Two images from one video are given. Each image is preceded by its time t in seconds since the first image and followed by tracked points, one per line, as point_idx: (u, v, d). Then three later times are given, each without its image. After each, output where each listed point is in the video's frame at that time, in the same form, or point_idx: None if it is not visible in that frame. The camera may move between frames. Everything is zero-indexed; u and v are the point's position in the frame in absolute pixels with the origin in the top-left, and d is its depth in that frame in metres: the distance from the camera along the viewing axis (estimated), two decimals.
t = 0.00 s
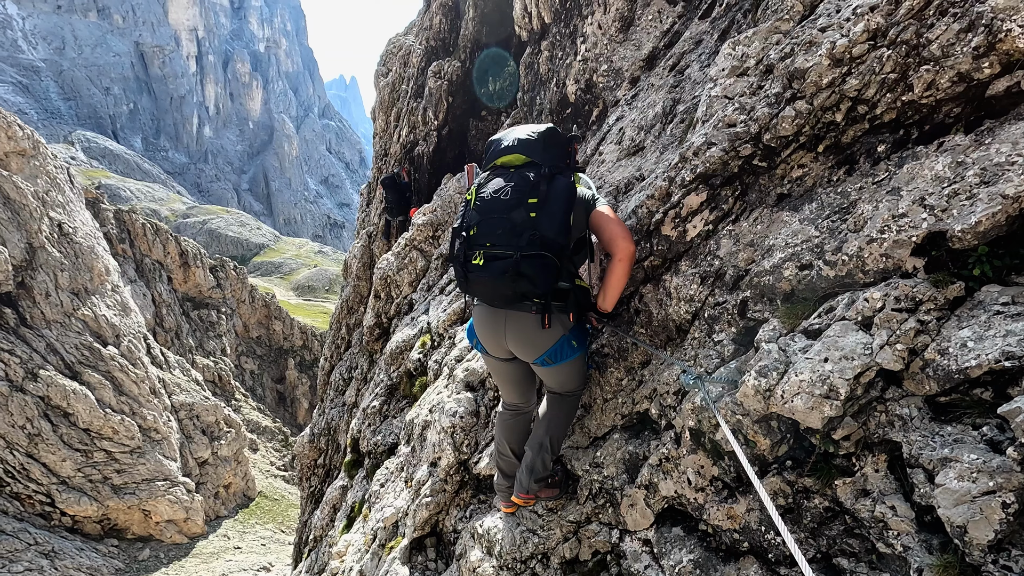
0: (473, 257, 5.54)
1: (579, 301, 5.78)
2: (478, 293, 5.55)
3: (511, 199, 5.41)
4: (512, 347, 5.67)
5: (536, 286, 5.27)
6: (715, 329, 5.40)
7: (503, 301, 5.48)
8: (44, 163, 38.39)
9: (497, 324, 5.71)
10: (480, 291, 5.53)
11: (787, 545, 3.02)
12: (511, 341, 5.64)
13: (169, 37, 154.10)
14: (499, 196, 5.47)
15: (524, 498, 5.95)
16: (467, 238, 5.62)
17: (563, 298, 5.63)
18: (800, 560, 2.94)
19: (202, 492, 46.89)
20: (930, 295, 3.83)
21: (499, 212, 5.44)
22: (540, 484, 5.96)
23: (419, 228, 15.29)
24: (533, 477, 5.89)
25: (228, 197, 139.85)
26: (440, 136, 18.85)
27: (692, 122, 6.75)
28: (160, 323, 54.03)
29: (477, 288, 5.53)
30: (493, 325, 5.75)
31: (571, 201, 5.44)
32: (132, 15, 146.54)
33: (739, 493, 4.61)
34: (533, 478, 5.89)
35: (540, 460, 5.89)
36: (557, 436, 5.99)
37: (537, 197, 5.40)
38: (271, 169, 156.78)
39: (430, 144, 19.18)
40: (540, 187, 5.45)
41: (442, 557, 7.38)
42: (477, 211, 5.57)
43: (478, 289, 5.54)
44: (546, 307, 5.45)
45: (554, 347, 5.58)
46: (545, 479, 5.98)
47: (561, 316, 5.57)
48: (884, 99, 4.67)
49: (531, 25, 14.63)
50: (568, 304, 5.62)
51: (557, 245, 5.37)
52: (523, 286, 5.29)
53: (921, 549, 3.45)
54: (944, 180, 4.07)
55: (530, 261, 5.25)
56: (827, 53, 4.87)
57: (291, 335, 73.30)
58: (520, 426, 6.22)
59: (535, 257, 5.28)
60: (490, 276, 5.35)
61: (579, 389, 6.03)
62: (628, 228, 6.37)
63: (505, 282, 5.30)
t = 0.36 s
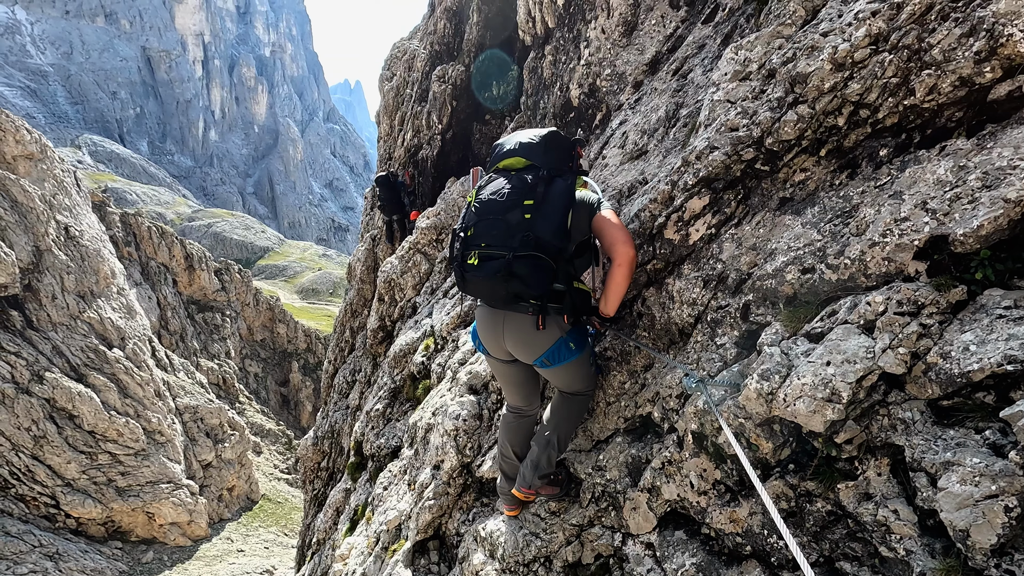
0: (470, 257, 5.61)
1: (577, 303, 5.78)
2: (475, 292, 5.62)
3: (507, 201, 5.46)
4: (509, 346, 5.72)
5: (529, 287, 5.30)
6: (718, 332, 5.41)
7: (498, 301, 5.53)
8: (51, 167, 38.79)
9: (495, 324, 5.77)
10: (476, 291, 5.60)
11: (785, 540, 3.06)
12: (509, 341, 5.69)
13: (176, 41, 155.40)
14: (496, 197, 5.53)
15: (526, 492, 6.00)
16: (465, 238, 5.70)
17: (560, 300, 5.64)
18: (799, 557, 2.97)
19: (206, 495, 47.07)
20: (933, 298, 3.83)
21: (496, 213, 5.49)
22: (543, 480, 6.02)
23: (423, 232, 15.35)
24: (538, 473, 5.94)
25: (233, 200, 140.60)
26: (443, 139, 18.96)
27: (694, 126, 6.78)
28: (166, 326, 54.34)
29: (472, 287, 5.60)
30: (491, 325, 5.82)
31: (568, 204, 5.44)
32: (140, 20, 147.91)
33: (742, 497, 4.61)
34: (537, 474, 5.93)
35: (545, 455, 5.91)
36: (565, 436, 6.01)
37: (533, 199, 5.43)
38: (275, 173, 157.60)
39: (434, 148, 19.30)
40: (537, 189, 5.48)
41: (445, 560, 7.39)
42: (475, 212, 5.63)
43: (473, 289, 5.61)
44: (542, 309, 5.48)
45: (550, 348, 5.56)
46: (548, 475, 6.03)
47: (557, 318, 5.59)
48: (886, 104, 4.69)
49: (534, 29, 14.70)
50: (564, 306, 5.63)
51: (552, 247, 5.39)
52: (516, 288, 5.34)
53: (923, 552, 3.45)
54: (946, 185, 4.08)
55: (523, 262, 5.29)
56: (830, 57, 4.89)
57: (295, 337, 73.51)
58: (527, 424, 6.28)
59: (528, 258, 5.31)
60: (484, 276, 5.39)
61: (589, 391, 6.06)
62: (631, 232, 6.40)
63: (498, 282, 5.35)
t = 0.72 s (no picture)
0: (471, 258, 5.62)
1: (578, 304, 5.80)
2: (476, 293, 5.63)
3: (510, 201, 5.47)
4: (512, 348, 5.74)
5: (531, 287, 5.32)
6: (720, 334, 5.42)
7: (500, 302, 5.55)
8: (57, 169, 39.04)
9: (496, 326, 5.78)
10: (477, 291, 5.61)
11: (786, 541, 3.09)
12: (511, 342, 5.71)
13: (181, 44, 156.15)
14: (498, 198, 5.54)
15: (527, 500, 5.99)
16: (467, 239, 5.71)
17: (562, 301, 5.65)
18: (801, 559, 2.99)
19: (209, 496, 47.22)
20: (934, 301, 3.84)
21: (498, 213, 5.51)
22: (543, 488, 5.98)
23: (426, 233, 15.42)
24: (538, 481, 5.93)
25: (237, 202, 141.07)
26: (447, 141, 19.00)
27: (697, 128, 6.80)
28: (169, 327, 54.54)
29: (474, 288, 5.61)
30: (492, 327, 5.83)
31: (570, 205, 5.47)
32: (145, 23, 148.71)
33: (744, 499, 4.61)
34: (537, 482, 5.92)
35: (544, 463, 5.91)
36: (564, 443, 6.01)
37: (536, 200, 5.45)
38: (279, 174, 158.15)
39: (437, 149, 19.36)
40: (540, 190, 5.50)
41: (447, 562, 7.40)
42: (477, 212, 5.63)
43: (475, 289, 5.63)
44: (544, 310, 5.49)
45: (552, 349, 5.57)
46: (549, 483, 6.00)
47: (559, 319, 5.61)
48: (888, 107, 4.70)
49: (537, 31, 14.73)
50: (566, 307, 5.64)
51: (555, 248, 5.42)
52: (519, 289, 5.36)
53: (925, 555, 3.45)
54: (948, 187, 4.08)
55: (525, 263, 5.32)
56: (832, 60, 4.91)
57: (298, 339, 73.72)
58: (527, 429, 6.28)
59: (530, 260, 5.34)
60: (486, 276, 5.41)
61: (590, 397, 6.06)
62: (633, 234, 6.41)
63: (501, 283, 5.37)
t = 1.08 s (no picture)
0: (482, 265, 5.64)
1: (587, 311, 5.82)
2: (486, 300, 5.67)
3: (520, 209, 5.48)
4: (519, 354, 5.77)
5: (542, 295, 5.36)
6: (722, 337, 5.42)
7: (510, 309, 5.58)
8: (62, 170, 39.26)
9: (504, 332, 5.81)
10: (488, 298, 5.65)
11: (786, 540, 3.11)
12: (519, 349, 5.72)
13: (185, 46, 156.85)
14: (508, 205, 5.54)
15: (529, 503, 5.98)
16: (477, 245, 5.73)
17: (571, 308, 5.68)
18: (800, 559, 3.01)
19: (212, 496, 47.39)
20: (937, 303, 3.84)
21: (508, 221, 5.51)
22: (545, 490, 5.99)
23: (429, 235, 15.49)
24: (540, 484, 5.93)
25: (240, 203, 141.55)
26: (450, 143, 19.10)
27: (700, 131, 6.82)
28: (173, 327, 54.73)
29: (484, 295, 5.66)
30: (500, 333, 5.85)
31: (581, 213, 5.48)
32: (149, 25, 149.44)
33: (747, 501, 4.61)
34: (539, 484, 5.93)
35: (547, 465, 5.92)
36: (566, 446, 6.02)
37: (546, 207, 5.46)
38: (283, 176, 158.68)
39: (440, 151, 19.44)
40: (550, 197, 5.51)
41: (450, 563, 7.41)
42: (488, 219, 5.63)
43: (486, 296, 5.66)
44: (553, 317, 5.50)
45: (560, 355, 5.61)
46: (552, 486, 6.00)
47: (568, 325, 5.65)
48: (891, 109, 4.71)
49: (540, 34, 14.76)
50: (575, 313, 5.67)
51: (565, 255, 5.47)
52: (530, 297, 5.40)
53: (928, 558, 3.45)
54: (951, 190, 4.10)
55: (537, 272, 5.36)
56: (834, 63, 4.93)
57: (301, 340, 73.90)
58: (530, 431, 6.28)
59: (542, 268, 5.39)
60: (497, 285, 5.46)
61: (592, 400, 6.07)
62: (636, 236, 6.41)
63: (513, 291, 5.42)
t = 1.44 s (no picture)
0: (487, 256, 5.66)
1: (590, 308, 5.80)
2: (490, 292, 5.71)
3: (528, 203, 5.49)
4: (521, 347, 5.78)
5: (545, 290, 5.38)
6: (724, 339, 5.41)
7: (513, 302, 5.61)
8: (66, 173, 39.48)
9: (507, 326, 5.82)
10: (491, 290, 5.68)
11: (789, 541, 3.10)
12: (521, 343, 5.74)
13: (189, 50, 157.70)
14: (517, 198, 5.55)
15: (531, 505, 5.99)
16: (484, 237, 5.74)
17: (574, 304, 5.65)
18: (803, 561, 3.00)
19: (214, 499, 47.47)
20: (940, 306, 3.83)
21: (516, 214, 5.52)
22: (547, 492, 5.99)
23: (431, 238, 15.51)
24: (542, 486, 5.94)
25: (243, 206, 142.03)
26: (452, 146, 19.13)
27: (702, 134, 6.82)
28: (176, 330, 54.89)
29: (488, 287, 5.69)
30: (503, 325, 5.86)
31: (589, 209, 5.49)
32: (154, 29, 150.36)
33: (749, 504, 4.59)
34: (541, 487, 5.94)
35: (548, 468, 5.93)
36: (568, 449, 6.02)
37: (555, 203, 5.47)
38: (286, 179, 159.18)
39: (442, 154, 19.49)
40: (559, 193, 5.52)
41: (451, 567, 7.40)
42: (496, 211, 5.64)
43: (490, 287, 5.70)
44: (556, 312, 5.51)
45: (561, 350, 5.61)
46: (553, 488, 6.01)
47: (570, 321, 5.63)
48: (892, 112, 4.71)
49: (543, 37, 14.79)
50: (578, 309, 5.63)
51: (570, 252, 5.49)
52: (532, 292, 5.42)
53: (931, 562, 3.43)
54: (954, 192, 4.09)
55: (540, 267, 5.39)
56: (836, 65, 4.92)
57: (304, 343, 73.98)
58: (533, 421, 6.30)
59: (545, 264, 5.42)
60: (501, 277, 5.49)
61: (594, 400, 6.04)
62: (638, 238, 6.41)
63: (516, 285, 5.45)
